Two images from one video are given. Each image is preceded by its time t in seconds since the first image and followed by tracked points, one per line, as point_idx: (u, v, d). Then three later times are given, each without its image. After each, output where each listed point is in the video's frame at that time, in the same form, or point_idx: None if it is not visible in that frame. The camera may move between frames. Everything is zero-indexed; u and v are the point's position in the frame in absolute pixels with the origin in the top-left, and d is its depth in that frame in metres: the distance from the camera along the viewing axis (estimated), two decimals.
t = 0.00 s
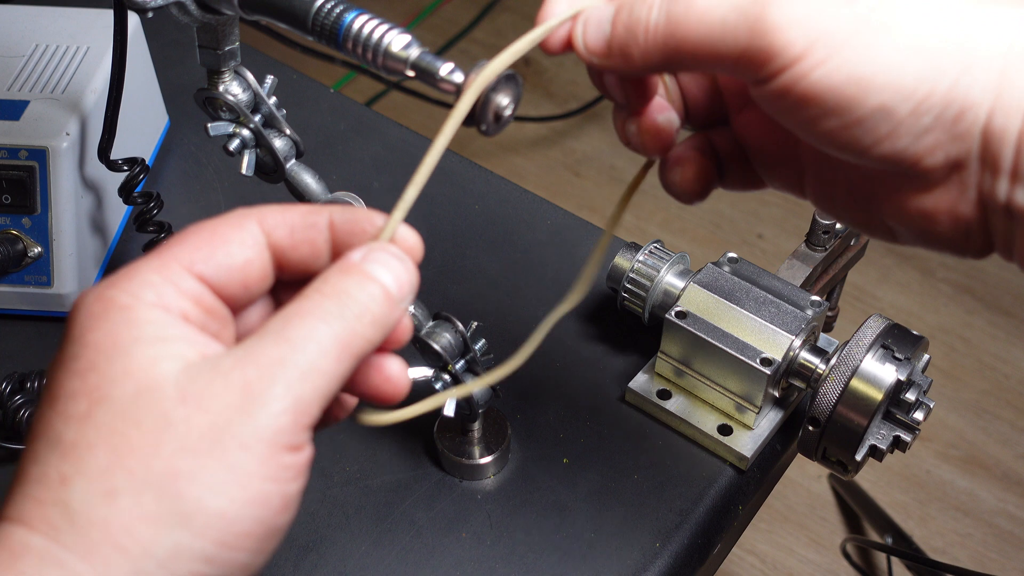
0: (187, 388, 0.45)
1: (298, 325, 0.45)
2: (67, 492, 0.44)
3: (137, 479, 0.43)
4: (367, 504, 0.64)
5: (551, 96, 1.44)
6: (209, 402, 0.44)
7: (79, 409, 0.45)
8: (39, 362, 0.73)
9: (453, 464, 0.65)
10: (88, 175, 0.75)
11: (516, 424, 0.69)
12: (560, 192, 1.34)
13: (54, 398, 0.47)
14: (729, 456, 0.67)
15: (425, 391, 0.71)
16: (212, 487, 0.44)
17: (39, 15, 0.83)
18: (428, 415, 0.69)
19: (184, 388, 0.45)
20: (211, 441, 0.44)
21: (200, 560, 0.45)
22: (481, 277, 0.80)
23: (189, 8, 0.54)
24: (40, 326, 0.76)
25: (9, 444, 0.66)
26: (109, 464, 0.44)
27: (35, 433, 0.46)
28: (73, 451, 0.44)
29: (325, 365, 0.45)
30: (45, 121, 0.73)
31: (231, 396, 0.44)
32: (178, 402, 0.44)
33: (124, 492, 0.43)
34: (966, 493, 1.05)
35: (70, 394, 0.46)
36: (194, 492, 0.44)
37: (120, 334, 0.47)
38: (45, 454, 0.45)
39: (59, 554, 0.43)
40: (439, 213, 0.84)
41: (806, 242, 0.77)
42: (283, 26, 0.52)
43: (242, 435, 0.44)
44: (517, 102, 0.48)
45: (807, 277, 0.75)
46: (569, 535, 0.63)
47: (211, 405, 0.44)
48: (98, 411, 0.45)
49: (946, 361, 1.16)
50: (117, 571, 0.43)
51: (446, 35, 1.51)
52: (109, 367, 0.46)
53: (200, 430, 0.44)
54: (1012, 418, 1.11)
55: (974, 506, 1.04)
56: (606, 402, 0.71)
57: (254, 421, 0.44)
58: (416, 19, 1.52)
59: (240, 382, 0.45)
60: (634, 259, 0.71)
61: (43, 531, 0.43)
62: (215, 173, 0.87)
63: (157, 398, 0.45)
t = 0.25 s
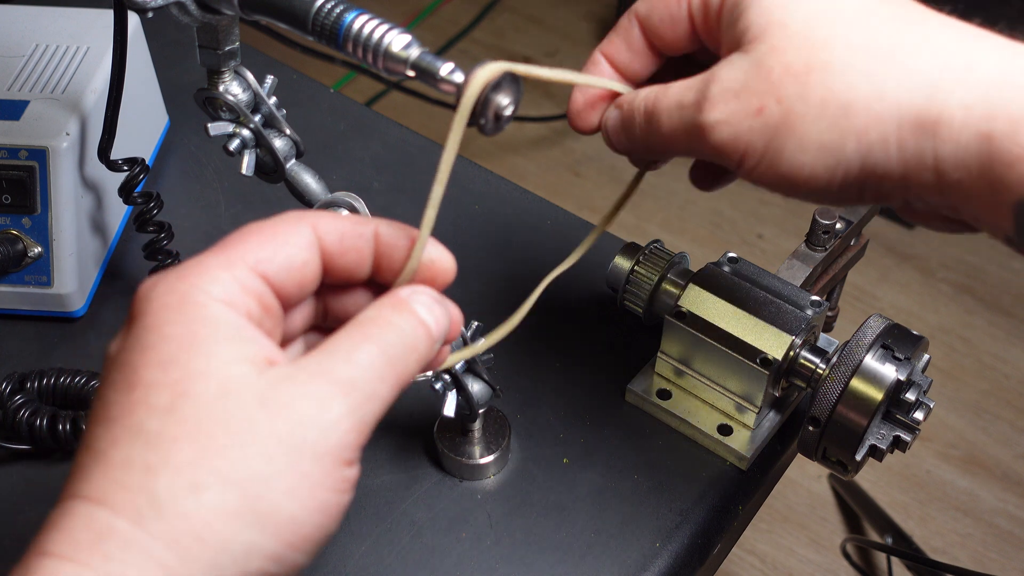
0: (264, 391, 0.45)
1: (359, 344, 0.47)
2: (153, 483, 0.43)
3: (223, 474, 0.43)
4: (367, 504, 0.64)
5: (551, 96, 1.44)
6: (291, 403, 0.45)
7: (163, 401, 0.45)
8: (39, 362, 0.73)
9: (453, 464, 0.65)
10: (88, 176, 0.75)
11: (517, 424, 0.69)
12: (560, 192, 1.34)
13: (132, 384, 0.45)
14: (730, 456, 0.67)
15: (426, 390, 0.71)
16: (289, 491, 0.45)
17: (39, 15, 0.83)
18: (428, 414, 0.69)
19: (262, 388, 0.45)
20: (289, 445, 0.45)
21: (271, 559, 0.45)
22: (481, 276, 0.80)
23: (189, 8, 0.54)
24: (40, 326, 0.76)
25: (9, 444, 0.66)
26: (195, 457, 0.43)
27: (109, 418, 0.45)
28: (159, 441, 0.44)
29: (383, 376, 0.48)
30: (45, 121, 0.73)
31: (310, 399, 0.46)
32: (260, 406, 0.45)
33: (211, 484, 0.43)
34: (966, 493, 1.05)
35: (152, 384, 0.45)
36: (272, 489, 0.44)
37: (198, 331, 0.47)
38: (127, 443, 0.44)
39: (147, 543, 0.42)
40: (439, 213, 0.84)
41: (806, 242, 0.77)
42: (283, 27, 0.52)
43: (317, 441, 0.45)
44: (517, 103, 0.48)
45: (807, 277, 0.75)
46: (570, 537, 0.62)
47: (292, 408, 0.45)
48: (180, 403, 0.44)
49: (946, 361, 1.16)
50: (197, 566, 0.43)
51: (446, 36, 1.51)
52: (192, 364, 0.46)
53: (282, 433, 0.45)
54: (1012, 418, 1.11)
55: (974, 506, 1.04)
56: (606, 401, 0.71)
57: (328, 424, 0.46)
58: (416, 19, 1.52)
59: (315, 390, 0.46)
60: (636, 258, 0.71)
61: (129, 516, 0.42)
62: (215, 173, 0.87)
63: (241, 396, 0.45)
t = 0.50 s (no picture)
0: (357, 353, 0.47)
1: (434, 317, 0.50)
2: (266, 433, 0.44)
3: (328, 429, 0.45)
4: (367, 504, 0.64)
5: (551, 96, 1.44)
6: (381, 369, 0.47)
7: (275, 355, 0.45)
8: (39, 362, 0.73)
9: (453, 464, 0.65)
10: (88, 176, 0.75)
11: (517, 424, 0.69)
12: (560, 192, 1.34)
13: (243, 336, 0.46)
14: (730, 456, 0.67)
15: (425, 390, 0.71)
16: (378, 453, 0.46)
17: (39, 15, 0.83)
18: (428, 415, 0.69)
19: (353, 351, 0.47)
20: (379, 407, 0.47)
21: (351, 513, 0.47)
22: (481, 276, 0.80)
23: (189, 8, 0.54)
24: (40, 326, 0.76)
25: (9, 444, 0.66)
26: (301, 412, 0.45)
27: (216, 366, 0.45)
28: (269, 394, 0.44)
29: (455, 351, 0.50)
30: (45, 121, 0.73)
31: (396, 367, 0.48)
32: (351, 370, 0.46)
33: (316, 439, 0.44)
34: (966, 493, 1.05)
35: (263, 337, 0.46)
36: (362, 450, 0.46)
37: (295, 291, 0.47)
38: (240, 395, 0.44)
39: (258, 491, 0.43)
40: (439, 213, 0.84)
41: (806, 242, 0.77)
42: (283, 27, 0.52)
43: (403, 407, 0.47)
44: (516, 102, 0.48)
45: (807, 277, 0.75)
46: (570, 537, 0.62)
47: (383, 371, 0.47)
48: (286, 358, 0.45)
49: (946, 361, 1.16)
50: (298, 515, 0.44)
51: (446, 36, 1.51)
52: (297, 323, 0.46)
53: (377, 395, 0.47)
54: (1012, 418, 1.11)
55: (974, 506, 1.04)
56: (606, 401, 0.71)
57: (413, 392, 0.48)
58: (416, 19, 1.52)
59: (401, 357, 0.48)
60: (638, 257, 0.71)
61: (244, 462, 0.43)
62: (215, 173, 0.87)
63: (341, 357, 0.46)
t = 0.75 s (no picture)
0: (359, 339, 0.47)
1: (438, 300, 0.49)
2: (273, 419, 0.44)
3: (336, 409, 0.45)
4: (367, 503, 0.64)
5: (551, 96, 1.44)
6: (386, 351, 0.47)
7: (277, 340, 0.45)
8: (39, 362, 0.73)
9: (453, 464, 0.65)
10: (88, 176, 0.75)
11: (517, 424, 0.69)
12: (560, 192, 1.34)
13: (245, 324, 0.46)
14: (730, 456, 0.67)
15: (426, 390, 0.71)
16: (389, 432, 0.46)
17: (39, 15, 0.83)
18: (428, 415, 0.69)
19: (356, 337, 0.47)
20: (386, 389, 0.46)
21: (367, 493, 0.47)
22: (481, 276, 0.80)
23: (189, 8, 0.54)
24: (40, 326, 0.76)
25: (9, 444, 0.66)
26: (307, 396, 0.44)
27: (220, 354, 0.45)
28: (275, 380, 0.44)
29: (464, 334, 0.50)
30: (45, 121, 0.73)
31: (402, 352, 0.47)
32: (360, 350, 0.46)
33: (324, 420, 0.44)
34: (966, 493, 1.05)
35: (265, 324, 0.46)
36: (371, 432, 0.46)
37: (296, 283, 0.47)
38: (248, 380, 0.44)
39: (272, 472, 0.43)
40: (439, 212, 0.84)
41: (806, 242, 0.77)
42: (283, 27, 0.52)
43: (411, 387, 0.47)
44: (517, 102, 0.48)
45: (807, 277, 0.75)
46: (569, 537, 0.62)
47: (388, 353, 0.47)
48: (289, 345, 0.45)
49: (946, 362, 1.16)
50: (313, 495, 0.44)
51: (446, 36, 1.50)
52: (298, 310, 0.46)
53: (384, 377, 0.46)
54: (1012, 418, 1.11)
55: (974, 506, 1.04)
56: (606, 401, 0.71)
57: (420, 372, 0.47)
58: (416, 19, 1.52)
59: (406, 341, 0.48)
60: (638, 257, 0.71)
61: (255, 445, 0.43)
62: (215, 173, 0.88)
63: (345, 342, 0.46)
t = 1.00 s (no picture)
0: (374, 364, 0.47)
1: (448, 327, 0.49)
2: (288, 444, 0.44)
3: (351, 433, 0.45)
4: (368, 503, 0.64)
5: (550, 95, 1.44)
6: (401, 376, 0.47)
7: (295, 365, 0.45)
8: (39, 362, 0.73)
9: (453, 463, 0.65)
10: (88, 176, 0.75)
11: (516, 424, 0.69)
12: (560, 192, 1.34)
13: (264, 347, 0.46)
14: (730, 456, 0.67)
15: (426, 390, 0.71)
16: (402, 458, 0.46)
17: (40, 15, 0.83)
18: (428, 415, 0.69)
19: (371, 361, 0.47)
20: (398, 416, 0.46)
21: (378, 518, 0.47)
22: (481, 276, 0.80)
23: (189, 8, 0.54)
24: (40, 326, 0.76)
25: (9, 444, 0.66)
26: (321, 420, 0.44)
27: (237, 377, 0.45)
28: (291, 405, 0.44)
29: (470, 359, 0.50)
30: (45, 121, 0.73)
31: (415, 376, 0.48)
32: (374, 375, 0.46)
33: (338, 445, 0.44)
34: (966, 493, 1.05)
35: (282, 347, 0.46)
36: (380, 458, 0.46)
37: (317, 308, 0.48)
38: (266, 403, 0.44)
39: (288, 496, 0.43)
40: (439, 212, 0.84)
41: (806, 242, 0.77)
42: (283, 27, 0.52)
43: (423, 414, 0.47)
44: (517, 102, 0.48)
45: (807, 276, 0.75)
46: (569, 537, 0.62)
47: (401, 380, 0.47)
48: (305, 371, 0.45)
49: (946, 362, 1.16)
50: (325, 519, 0.44)
51: (446, 36, 1.50)
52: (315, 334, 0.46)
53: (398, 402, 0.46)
54: (1012, 418, 1.11)
55: (974, 506, 1.04)
56: (606, 401, 0.71)
57: (431, 399, 0.47)
58: (416, 19, 1.52)
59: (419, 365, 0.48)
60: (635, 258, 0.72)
61: (270, 467, 0.43)
62: (215, 173, 0.88)
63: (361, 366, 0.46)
